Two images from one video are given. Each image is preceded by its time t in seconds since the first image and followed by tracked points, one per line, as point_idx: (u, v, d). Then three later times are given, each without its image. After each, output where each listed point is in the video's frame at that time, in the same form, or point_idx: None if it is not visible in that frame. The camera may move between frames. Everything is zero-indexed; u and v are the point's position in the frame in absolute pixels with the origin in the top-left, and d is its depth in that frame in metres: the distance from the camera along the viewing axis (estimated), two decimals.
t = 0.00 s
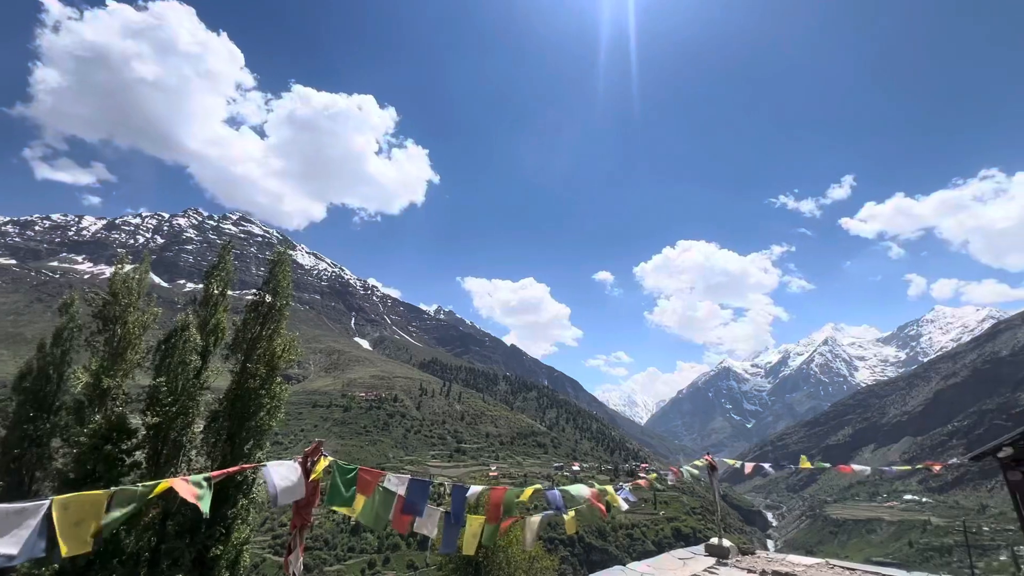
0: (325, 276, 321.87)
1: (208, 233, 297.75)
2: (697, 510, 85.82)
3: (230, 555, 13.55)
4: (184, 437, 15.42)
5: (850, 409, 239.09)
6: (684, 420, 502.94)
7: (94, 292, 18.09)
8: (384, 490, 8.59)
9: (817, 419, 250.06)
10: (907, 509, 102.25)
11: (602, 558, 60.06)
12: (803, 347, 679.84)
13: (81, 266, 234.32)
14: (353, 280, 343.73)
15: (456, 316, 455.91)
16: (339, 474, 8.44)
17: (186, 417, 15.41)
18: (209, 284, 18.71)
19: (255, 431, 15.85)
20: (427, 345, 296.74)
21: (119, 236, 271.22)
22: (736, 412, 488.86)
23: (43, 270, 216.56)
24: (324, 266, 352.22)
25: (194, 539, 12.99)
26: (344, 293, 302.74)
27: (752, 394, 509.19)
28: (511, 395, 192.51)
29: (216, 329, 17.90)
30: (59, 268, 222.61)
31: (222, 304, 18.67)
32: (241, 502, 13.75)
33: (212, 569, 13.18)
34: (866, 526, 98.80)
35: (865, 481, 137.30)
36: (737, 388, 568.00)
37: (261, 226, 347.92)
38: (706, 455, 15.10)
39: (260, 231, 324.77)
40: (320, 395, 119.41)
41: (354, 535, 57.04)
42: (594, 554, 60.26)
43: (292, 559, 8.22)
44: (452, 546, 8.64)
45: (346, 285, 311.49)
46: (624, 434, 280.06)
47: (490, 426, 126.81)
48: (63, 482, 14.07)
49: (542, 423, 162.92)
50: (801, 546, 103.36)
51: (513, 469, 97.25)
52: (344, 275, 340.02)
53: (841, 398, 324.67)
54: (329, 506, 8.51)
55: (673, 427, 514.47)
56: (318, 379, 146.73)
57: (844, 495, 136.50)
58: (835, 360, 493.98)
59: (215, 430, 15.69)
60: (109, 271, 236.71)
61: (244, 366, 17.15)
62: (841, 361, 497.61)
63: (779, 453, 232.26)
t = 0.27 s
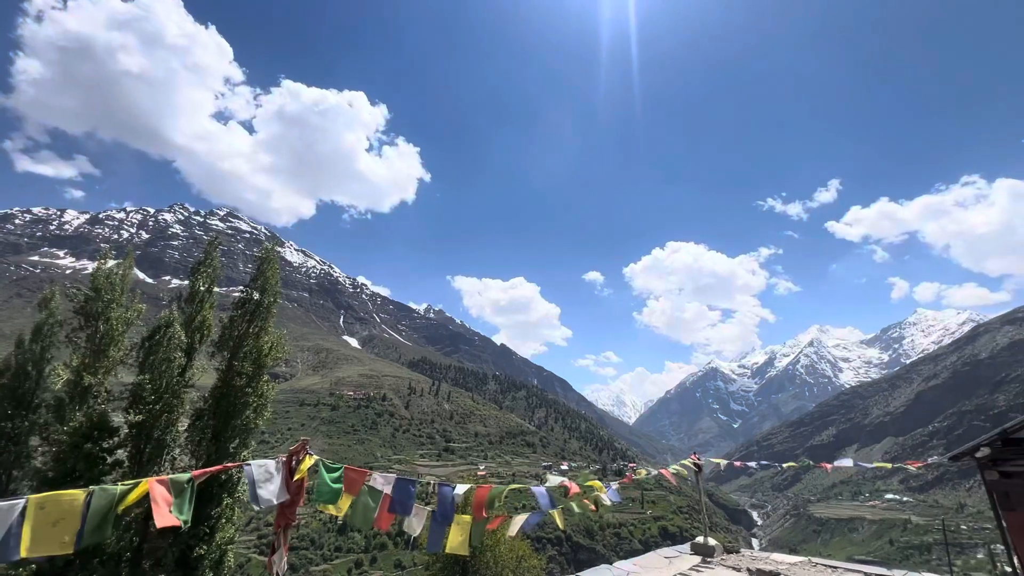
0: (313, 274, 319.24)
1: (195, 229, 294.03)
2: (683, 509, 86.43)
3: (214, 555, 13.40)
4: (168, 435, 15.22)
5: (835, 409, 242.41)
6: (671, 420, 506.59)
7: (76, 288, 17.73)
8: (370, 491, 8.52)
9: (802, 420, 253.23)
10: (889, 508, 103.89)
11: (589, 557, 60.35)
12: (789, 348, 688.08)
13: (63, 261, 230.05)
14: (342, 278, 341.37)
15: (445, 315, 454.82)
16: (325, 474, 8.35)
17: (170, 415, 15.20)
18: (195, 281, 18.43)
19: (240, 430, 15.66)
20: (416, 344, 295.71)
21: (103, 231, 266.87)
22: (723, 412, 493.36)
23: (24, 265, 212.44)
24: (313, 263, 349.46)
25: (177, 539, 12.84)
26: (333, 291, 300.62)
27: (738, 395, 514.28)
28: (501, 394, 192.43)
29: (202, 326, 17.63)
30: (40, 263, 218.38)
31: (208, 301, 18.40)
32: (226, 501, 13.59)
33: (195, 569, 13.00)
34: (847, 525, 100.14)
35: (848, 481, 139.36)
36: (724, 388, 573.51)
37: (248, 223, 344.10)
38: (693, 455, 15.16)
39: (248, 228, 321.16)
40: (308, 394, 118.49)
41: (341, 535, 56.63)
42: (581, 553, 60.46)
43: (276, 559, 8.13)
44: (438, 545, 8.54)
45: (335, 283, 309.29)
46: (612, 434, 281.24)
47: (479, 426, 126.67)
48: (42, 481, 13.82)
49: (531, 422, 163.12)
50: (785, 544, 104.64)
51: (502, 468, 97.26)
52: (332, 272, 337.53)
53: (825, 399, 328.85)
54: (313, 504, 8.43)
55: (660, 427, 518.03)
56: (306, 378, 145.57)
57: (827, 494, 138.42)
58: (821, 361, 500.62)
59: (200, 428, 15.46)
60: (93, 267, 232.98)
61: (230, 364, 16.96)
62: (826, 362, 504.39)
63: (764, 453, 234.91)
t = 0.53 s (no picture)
0: (308, 271, 317.63)
1: (189, 226, 292.13)
2: (677, 508, 86.73)
3: (206, 554, 13.34)
4: (160, 433, 15.10)
5: (827, 409, 243.99)
6: (666, 419, 508.39)
7: (67, 284, 17.55)
8: (362, 488, 8.47)
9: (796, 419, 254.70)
10: (880, 508, 104.70)
11: (583, 555, 60.56)
12: (783, 348, 691.19)
13: (54, 258, 227.97)
14: (337, 276, 340.15)
15: (441, 314, 454.32)
16: (316, 473, 8.35)
17: (162, 413, 15.10)
18: (188, 277, 18.28)
19: (234, 429, 15.59)
20: (411, 342, 295.25)
21: (95, 227, 264.50)
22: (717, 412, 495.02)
23: (15, 261, 210.29)
24: (307, 261, 347.93)
25: (169, 538, 12.77)
26: (328, 289, 299.53)
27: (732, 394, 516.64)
28: (496, 393, 192.50)
29: (195, 324, 17.54)
30: (31, 259, 216.35)
31: (202, 298, 18.28)
32: (220, 499, 13.53)
33: (188, 567, 12.93)
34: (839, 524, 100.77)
35: (840, 480, 140.36)
36: (718, 387, 576.09)
37: (243, 220, 342.03)
38: (687, 454, 15.20)
39: (243, 225, 319.43)
40: (302, 392, 118.01)
41: (334, 534, 56.41)
42: (575, 552, 60.63)
43: (267, 559, 8.07)
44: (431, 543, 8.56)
45: (330, 281, 308.16)
46: (607, 433, 281.57)
47: (474, 425, 126.68)
48: (32, 479, 13.71)
49: (526, 421, 163.29)
50: (778, 543, 105.24)
51: (496, 467, 97.27)
52: (327, 271, 336.09)
53: (818, 399, 330.83)
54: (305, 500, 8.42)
55: (654, 426, 519.69)
56: (300, 376, 144.99)
57: (819, 493, 139.35)
58: (814, 361, 503.71)
59: (192, 426, 15.37)
60: (85, 263, 231.14)
61: (224, 362, 16.86)
62: (819, 362, 507.59)
63: (758, 452, 236.11)
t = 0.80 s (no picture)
0: (310, 270, 318.01)
1: (191, 225, 292.79)
2: (679, 507, 86.79)
3: (208, 552, 13.42)
4: (162, 431, 15.14)
5: (829, 408, 243.84)
6: (667, 418, 508.47)
7: (70, 284, 17.59)
8: (363, 486, 8.51)
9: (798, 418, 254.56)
10: (882, 506, 104.69)
11: (585, 554, 60.70)
12: (785, 347, 690.49)
13: (57, 257, 228.59)
14: (339, 275, 340.60)
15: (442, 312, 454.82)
16: (317, 470, 8.39)
17: (165, 412, 15.14)
18: (191, 276, 18.30)
19: (236, 427, 15.64)
20: (412, 341, 295.52)
21: (97, 226, 265.07)
22: (719, 411, 495.09)
23: (17, 261, 210.75)
24: (309, 260, 348.32)
25: (171, 536, 12.83)
26: (330, 288, 299.97)
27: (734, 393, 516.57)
28: (497, 392, 192.66)
29: (198, 322, 17.57)
30: (35, 258, 217.03)
31: (204, 297, 18.31)
32: (222, 498, 13.55)
33: (190, 565, 12.99)
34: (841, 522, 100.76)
35: (842, 478, 140.26)
36: (720, 386, 576.10)
37: (245, 219, 342.37)
38: (688, 453, 15.18)
39: (245, 224, 319.89)
40: (304, 391, 118.26)
41: (337, 532, 56.52)
42: (577, 550, 60.78)
43: (269, 556, 8.14)
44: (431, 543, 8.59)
45: (331, 280, 308.60)
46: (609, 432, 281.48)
47: (475, 424, 126.83)
48: (35, 478, 13.76)
49: (527, 420, 163.43)
50: (779, 542, 105.27)
51: (498, 466, 97.40)
52: (329, 270, 336.38)
53: (820, 398, 330.58)
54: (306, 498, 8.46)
55: (656, 425, 519.94)
56: (302, 375, 145.25)
57: (821, 492, 139.31)
58: (816, 360, 503.08)
59: (194, 425, 15.40)
60: (88, 263, 231.75)
61: (226, 360, 16.90)
62: (821, 361, 507.07)
63: (759, 451, 236.03)
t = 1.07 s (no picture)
0: (318, 270, 319.96)
1: (201, 226, 295.41)
2: (688, 505, 86.57)
3: (221, 551, 13.60)
4: (175, 430, 15.34)
5: (840, 405, 241.84)
6: (676, 416, 506.51)
7: (83, 284, 17.83)
8: (374, 481, 8.59)
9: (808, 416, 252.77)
10: (894, 505, 103.85)
11: (594, 552, 60.72)
12: (794, 344, 685.15)
13: (71, 258, 231.65)
14: (347, 274, 342.47)
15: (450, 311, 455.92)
16: (328, 467, 8.48)
17: (178, 411, 15.37)
18: (200, 277, 18.51)
19: (247, 426, 15.85)
20: (420, 340, 296.50)
21: (109, 228, 268.18)
22: (728, 409, 492.68)
23: (32, 262, 213.63)
24: (317, 260, 350.38)
25: (185, 533, 13.08)
26: (338, 287, 301.56)
27: (743, 391, 514.04)
28: (505, 390, 192.98)
29: (209, 322, 17.81)
30: (49, 260, 220.07)
31: (214, 297, 18.54)
32: (233, 494, 13.71)
33: (203, 562, 13.19)
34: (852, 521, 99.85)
35: (853, 477, 139.10)
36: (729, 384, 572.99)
37: (254, 220, 344.88)
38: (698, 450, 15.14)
39: (253, 225, 322.44)
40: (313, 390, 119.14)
41: (346, 529, 56.86)
42: (585, 548, 60.84)
43: (281, 553, 8.24)
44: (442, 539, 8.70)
45: (339, 280, 310.21)
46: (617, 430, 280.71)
47: (483, 422, 127.12)
48: (52, 477, 14.03)
49: (535, 418, 163.58)
50: (789, 540, 104.72)
51: (506, 464, 97.59)
52: (337, 269, 338.08)
53: (831, 395, 327.69)
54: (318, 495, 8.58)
55: (665, 423, 518.30)
56: (311, 374, 146.34)
57: (832, 490, 138.26)
58: (826, 357, 498.89)
59: (207, 424, 15.62)
60: (100, 264, 234.60)
61: (237, 359, 17.12)
62: (832, 358, 502.64)
63: (769, 449, 234.49)
